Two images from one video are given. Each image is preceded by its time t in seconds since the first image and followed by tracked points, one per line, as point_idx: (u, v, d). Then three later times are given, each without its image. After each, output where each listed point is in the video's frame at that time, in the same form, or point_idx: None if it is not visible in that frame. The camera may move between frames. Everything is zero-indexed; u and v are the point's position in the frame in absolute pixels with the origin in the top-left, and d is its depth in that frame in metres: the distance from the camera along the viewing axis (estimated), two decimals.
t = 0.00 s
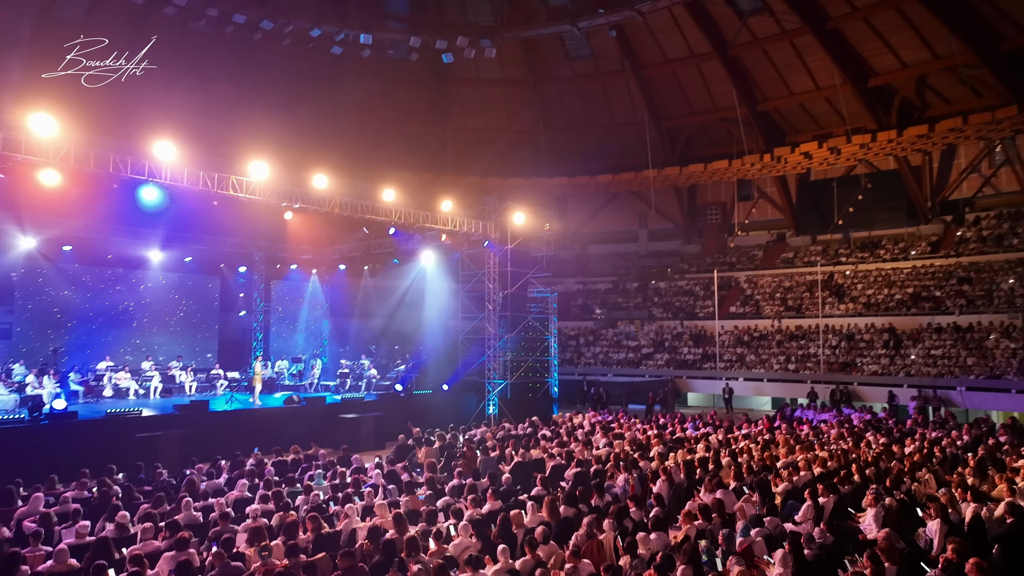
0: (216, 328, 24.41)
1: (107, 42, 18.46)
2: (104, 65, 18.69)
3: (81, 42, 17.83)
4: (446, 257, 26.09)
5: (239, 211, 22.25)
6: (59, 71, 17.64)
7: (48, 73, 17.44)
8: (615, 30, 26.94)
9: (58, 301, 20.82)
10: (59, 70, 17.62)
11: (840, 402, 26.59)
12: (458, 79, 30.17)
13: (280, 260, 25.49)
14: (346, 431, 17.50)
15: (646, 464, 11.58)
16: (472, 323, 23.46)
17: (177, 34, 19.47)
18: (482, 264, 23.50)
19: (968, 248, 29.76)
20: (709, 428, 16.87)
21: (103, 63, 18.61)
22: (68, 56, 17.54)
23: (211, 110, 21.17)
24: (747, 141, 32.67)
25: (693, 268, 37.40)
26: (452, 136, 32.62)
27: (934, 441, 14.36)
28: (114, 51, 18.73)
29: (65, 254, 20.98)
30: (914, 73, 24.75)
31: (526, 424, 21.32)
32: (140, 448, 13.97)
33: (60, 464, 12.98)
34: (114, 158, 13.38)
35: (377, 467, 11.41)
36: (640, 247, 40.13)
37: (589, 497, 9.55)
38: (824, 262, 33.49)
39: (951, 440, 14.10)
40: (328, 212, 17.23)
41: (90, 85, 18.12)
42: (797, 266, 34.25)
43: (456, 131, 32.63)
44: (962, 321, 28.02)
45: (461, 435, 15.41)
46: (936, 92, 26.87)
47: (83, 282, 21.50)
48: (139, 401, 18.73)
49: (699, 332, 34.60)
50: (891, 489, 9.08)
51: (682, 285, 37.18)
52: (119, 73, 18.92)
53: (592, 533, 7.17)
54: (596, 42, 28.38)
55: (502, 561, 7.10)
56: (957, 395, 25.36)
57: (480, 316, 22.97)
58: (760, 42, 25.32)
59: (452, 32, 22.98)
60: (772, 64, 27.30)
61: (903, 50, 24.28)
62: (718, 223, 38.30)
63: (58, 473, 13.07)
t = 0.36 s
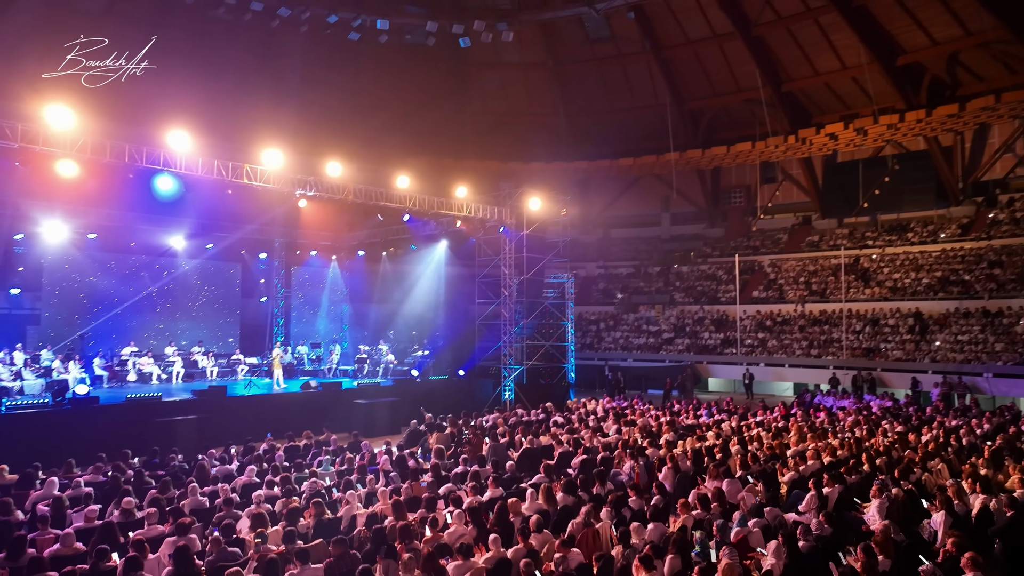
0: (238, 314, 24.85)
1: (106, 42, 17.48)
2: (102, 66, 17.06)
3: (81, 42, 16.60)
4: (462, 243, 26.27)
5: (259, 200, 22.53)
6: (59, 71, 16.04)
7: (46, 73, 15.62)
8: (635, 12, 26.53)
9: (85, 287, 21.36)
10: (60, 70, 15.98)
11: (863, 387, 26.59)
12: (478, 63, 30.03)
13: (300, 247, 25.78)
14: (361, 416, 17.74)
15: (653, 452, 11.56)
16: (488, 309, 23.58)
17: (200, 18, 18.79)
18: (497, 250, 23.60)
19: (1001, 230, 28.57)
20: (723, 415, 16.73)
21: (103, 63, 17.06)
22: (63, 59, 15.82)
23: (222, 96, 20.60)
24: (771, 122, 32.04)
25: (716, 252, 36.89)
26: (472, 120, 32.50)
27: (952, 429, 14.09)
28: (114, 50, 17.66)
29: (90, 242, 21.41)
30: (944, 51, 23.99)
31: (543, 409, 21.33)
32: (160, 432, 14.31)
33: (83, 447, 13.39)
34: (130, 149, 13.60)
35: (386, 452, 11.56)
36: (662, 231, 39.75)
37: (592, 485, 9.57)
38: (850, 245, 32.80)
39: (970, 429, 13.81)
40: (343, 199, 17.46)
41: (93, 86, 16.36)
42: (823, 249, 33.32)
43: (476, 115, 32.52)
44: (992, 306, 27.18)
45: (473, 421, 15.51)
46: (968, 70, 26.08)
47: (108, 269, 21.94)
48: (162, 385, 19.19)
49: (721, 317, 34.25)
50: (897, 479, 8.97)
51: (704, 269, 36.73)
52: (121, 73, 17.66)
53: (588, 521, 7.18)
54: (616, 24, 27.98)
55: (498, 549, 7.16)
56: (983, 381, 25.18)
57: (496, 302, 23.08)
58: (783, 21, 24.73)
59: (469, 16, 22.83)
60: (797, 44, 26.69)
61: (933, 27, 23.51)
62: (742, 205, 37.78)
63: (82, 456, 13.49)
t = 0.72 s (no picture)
0: (262, 300, 25.27)
1: (105, 41, 15.90)
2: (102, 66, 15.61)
3: (79, 42, 15.17)
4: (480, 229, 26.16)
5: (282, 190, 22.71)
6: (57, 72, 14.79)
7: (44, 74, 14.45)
8: None
9: (114, 274, 21.87)
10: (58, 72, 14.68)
11: (890, 375, 25.99)
12: (501, 47, 29.84)
13: (324, 234, 26.05)
14: (381, 401, 17.87)
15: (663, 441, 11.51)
16: (508, 295, 23.45)
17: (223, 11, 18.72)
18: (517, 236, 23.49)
19: None
20: (742, 402, 16.53)
21: (104, 64, 15.61)
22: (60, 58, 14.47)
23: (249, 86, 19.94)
24: (800, 103, 31.21)
25: (743, 236, 36.29)
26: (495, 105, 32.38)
27: (976, 420, 13.74)
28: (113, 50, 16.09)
29: (117, 230, 21.87)
30: (982, 26, 23.00)
31: (562, 395, 21.44)
32: (182, 417, 14.65)
33: (109, 432, 13.81)
34: (149, 139, 13.82)
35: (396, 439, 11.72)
36: (689, 214, 39.25)
37: (597, 475, 9.55)
38: (881, 228, 31.99)
39: (995, 419, 13.46)
40: (360, 186, 17.42)
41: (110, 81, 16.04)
42: (853, 232, 32.53)
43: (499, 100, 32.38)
44: None
45: (489, 407, 15.59)
46: (1008, 46, 25.04)
47: (137, 257, 22.41)
48: (187, 370, 19.66)
49: (746, 302, 33.78)
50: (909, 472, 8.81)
51: (730, 254, 36.18)
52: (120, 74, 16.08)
53: (586, 513, 7.17)
54: (640, 5, 27.50)
55: (497, 539, 7.21)
56: (1016, 369, 24.57)
57: (516, 287, 23.02)
58: None
59: None
60: (827, 22, 25.90)
61: (969, 2, 22.58)
62: (770, 188, 37.10)
63: (107, 441, 13.88)
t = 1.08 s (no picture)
0: (288, 286, 25.66)
1: (106, 41, 15.91)
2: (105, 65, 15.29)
3: (80, 42, 15.32)
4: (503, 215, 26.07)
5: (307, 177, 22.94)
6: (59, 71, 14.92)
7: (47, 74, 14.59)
8: None
9: (146, 262, 22.37)
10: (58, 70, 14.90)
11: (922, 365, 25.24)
12: (526, 30, 29.63)
13: (349, 221, 26.33)
14: (402, 387, 18.08)
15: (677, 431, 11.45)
16: (530, 281, 23.32)
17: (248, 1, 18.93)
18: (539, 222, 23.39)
19: None
20: (763, 391, 16.31)
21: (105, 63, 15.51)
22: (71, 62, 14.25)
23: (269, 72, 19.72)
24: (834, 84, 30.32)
25: (774, 219, 35.60)
26: (520, 88, 32.20)
27: (1005, 412, 13.38)
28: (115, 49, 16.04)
29: (147, 218, 22.37)
30: None
31: (584, 383, 21.44)
32: (207, 403, 15.02)
33: (139, 417, 14.27)
34: (170, 130, 14.06)
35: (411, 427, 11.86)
36: (719, 198, 38.66)
37: (605, 466, 9.56)
38: (917, 212, 31.15)
39: None
40: (380, 175, 17.52)
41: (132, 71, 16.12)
42: (888, 216, 31.75)
43: (525, 83, 32.21)
44: None
45: (506, 395, 15.69)
46: None
47: (166, 244, 22.90)
48: (215, 356, 20.12)
49: (776, 288, 33.23)
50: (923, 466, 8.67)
51: (760, 238, 35.54)
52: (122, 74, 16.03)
53: (587, 505, 7.20)
54: None
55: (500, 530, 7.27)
56: None
57: (538, 274, 22.95)
58: None
59: None
60: None
61: None
62: (803, 170, 36.41)
63: (134, 425, 14.30)
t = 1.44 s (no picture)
0: (317, 275, 26.04)
1: (107, 42, 15.59)
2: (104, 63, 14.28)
3: (80, 42, 15.23)
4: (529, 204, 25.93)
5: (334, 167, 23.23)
6: (60, 73, 14.90)
7: (44, 74, 14.84)
8: None
9: (180, 250, 22.94)
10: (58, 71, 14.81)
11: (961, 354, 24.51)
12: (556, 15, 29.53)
13: (376, 208, 26.59)
14: (425, 375, 18.14)
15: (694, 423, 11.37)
16: (555, 269, 23.21)
17: None
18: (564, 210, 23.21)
19: None
20: (789, 381, 16.06)
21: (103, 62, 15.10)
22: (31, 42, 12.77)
23: (297, 58, 19.68)
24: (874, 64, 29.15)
25: (811, 204, 34.66)
26: (550, 73, 32.03)
27: None
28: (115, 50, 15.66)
29: (180, 208, 22.91)
30: None
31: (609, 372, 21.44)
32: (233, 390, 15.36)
33: (169, 403, 14.73)
34: (195, 123, 14.33)
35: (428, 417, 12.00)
36: (755, 182, 37.94)
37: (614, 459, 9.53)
38: (960, 195, 30.06)
39: None
40: (403, 165, 17.53)
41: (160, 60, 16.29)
42: (929, 201, 30.67)
43: (555, 67, 32.06)
44: None
45: (527, 384, 15.76)
46: None
47: (199, 233, 23.39)
48: (245, 343, 20.59)
49: (810, 275, 32.53)
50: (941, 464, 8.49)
51: (795, 223, 34.70)
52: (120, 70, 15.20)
53: (591, 500, 7.23)
54: None
55: (504, 522, 7.34)
56: None
57: (563, 261, 22.83)
58: None
59: None
60: None
61: None
62: (841, 154, 35.58)
63: (165, 411, 14.76)
